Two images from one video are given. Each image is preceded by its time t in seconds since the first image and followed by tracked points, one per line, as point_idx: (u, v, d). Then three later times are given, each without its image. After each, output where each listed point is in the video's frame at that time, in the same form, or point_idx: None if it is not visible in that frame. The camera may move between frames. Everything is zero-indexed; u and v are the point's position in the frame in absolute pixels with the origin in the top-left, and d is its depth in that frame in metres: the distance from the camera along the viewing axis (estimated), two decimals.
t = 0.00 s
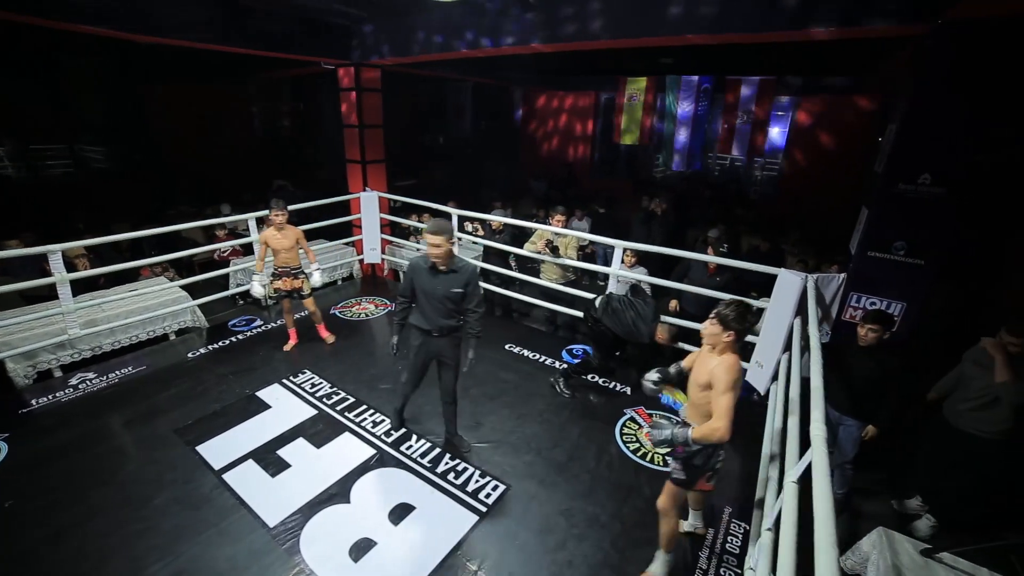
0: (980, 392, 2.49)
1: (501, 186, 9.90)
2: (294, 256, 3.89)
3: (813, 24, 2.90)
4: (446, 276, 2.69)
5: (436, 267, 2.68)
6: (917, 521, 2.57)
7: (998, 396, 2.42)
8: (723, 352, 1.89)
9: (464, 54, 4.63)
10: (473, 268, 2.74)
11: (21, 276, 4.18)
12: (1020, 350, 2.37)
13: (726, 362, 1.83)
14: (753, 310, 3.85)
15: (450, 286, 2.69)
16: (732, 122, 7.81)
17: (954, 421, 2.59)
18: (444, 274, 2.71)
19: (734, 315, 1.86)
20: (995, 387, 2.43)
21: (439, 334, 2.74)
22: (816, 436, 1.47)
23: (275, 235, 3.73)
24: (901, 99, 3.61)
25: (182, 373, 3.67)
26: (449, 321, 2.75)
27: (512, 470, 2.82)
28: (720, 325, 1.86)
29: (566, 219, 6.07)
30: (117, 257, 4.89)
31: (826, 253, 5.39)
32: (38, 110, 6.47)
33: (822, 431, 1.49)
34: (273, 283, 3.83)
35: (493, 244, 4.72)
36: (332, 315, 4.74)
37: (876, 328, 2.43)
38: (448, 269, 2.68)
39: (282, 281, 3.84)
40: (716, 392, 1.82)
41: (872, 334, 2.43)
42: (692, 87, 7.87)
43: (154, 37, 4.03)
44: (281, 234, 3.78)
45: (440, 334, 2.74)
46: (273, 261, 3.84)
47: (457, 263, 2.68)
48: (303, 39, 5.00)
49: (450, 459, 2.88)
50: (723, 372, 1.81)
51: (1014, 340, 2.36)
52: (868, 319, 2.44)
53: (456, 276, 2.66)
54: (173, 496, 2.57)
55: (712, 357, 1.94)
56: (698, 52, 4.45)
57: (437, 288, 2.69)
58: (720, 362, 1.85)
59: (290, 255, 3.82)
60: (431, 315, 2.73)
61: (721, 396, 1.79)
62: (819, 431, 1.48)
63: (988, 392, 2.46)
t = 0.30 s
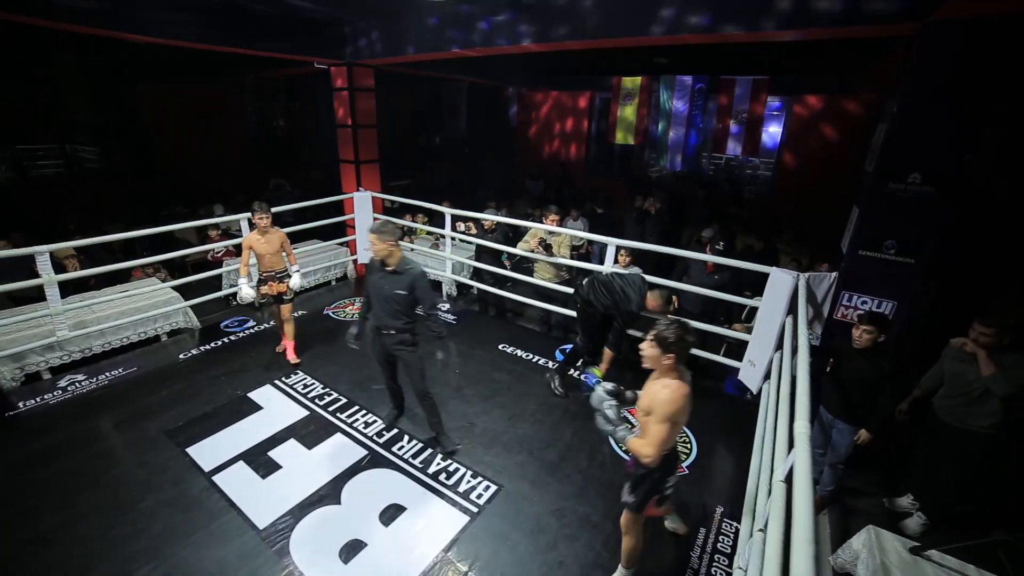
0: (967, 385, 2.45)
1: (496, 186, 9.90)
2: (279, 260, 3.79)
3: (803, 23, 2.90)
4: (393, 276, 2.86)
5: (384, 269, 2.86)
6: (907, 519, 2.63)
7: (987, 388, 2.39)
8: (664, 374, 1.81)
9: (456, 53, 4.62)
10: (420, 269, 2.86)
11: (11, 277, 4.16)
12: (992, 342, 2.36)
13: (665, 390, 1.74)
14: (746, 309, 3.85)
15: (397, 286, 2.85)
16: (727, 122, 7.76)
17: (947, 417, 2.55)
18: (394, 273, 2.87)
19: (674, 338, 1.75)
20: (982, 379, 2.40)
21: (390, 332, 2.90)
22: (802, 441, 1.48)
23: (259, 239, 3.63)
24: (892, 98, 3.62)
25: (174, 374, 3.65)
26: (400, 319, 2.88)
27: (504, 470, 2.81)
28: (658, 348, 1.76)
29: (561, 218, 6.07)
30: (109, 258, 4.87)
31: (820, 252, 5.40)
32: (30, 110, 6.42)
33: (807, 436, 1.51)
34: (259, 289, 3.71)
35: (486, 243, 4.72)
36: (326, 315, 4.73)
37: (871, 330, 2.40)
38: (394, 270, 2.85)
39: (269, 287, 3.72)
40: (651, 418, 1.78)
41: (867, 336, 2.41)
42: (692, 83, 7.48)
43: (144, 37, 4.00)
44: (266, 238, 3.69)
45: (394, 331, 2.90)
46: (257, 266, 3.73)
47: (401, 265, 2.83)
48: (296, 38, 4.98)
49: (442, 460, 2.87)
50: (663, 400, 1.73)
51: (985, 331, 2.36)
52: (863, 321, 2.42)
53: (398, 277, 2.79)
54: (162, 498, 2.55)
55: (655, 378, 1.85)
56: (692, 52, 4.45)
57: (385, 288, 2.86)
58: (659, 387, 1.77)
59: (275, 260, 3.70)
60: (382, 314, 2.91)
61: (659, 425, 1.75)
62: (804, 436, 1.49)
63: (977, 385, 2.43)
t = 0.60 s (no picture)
0: (976, 388, 2.41)
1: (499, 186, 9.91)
2: (277, 266, 3.76)
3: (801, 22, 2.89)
4: (354, 268, 2.93)
5: (344, 261, 2.95)
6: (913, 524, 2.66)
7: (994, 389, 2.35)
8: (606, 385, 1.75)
9: (457, 53, 4.63)
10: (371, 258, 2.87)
11: (16, 275, 4.19)
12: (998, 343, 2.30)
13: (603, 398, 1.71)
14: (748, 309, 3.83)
15: (357, 277, 2.92)
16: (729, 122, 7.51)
17: (954, 421, 2.51)
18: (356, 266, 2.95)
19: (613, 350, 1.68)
20: (988, 380, 2.36)
21: (355, 321, 2.98)
22: (800, 444, 1.47)
23: (258, 243, 3.60)
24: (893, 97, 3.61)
25: (175, 372, 3.67)
26: (362, 307, 2.94)
27: (503, 470, 2.81)
28: (595, 354, 1.71)
29: (563, 218, 6.07)
30: (112, 256, 4.90)
31: (822, 253, 5.37)
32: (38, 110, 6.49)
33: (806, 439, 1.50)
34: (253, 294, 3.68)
35: (487, 243, 4.73)
36: (327, 315, 4.75)
37: (876, 334, 2.37)
38: (353, 262, 2.92)
39: (263, 292, 3.69)
40: (589, 425, 1.75)
41: (874, 340, 2.37)
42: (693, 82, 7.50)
43: (145, 37, 4.03)
44: (265, 243, 3.67)
45: (359, 319, 2.96)
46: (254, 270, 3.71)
47: (358, 256, 2.89)
48: (298, 38, 5.00)
49: (440, 459, 2.87)
50: (599, 408, 1.70)
51: (991, 332, 2.29)
52: (869, 325, 2.38)
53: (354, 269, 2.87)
54: (161, 495, 2.56)
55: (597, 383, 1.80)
56: (692, 51, 4.44)
57: (349, 280, 2.96)
58: (598, 395, 1.74)
59: (272, 266, 3.67)
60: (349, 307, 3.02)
61: (594, 434, 1.72)
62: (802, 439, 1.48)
63: (980, 384, 2.39)
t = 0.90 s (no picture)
0: None
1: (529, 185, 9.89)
2: (305, 263, 3.78)
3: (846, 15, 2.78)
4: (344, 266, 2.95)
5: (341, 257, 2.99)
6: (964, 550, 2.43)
7: None
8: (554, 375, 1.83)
9: (490, 52, 4.68)
10: (361, 256, 2.85)
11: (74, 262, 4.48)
12: None
13: (551, 388, 1.78)
14: (783, 315, 3.68)
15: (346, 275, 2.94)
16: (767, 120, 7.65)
17: (1014, 442, 2.68)
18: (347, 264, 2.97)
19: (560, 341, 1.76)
20: None
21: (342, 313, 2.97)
22: (832, 458, 1.40)
23: (287, 242, 3.60)
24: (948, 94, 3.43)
25: (214, 358, 3.84)
26: (349, 300, 2.93)
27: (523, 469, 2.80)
28: (542, 344, 1.79)
29: (592, 218, 6.02)
30: (160, 246, 5.18)
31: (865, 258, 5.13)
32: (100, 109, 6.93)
33: (838, 453, 1.42)
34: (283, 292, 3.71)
35: (515, 240, 4.74)
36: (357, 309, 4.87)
37: (915, 347, 2.32)
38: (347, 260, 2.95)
39: (293, 290, 3.72)
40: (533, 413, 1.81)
41: (909, 353, 2.33)
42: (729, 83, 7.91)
43: (195, 39, 4.23)
44: (291, 241, 3.66)
45: (344, 311, 2.96)
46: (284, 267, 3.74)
47: (352, 256, 2.91)
48: (336, 38, 5.14)
49: (461, 455, 2.89)
50: (541, 395, 1.78)
51: None
52: (904, 337, 2.35)
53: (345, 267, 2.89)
54: (197, 475, 2.68)
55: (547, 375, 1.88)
56: (729, 47, 4.33)
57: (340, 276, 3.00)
58: (544, 384, 1.82)
59: (301, 264, 3.69)
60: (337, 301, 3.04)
61: (535, 420, 1.77)
62: (835, 453, 1.41)
63: None
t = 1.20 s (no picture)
0: None
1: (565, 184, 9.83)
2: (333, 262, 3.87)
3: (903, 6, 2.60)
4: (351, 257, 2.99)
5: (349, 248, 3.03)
6: None
7: None
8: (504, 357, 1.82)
9: (526, 50, 4.66)
10: (367, 247, 2.90)
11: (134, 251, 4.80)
12: None
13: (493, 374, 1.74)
14: (824, 322, 3.50)
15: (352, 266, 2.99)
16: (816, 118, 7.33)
17: None
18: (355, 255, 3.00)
19: (500, 322, 1.74)
20: None
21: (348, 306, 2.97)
22: (865, 475, 1.31)
23: (315, 242, 3.68)
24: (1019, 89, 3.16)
25: (255, 345, 4.02)
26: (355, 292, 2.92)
27: (545, 468, 2.78)
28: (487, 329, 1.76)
29: (627, 218, 5.91)
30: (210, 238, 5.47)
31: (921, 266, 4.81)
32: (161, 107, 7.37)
33: (873, 470, 1.34)
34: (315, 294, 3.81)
35: (547, 238, 4.72)
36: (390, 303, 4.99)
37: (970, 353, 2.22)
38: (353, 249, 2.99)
39: (324, 290, 3.83)
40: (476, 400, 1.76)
41: (960, 358, 2.24)
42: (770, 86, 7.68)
43: (245, 42, 4.44)
44: (318, 241, 3.75)
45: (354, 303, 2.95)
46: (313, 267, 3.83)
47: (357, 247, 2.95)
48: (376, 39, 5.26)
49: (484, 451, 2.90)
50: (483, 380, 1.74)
51: None
52: (955, 341, 2.26)
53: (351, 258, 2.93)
54: (233, 455, 2.81)
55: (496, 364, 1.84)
56: (776, 41, 4.15)
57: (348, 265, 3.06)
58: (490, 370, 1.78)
59: (330, 263, 3.80)
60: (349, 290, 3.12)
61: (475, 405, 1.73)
62: (868, 470, 1.33)
63: None
